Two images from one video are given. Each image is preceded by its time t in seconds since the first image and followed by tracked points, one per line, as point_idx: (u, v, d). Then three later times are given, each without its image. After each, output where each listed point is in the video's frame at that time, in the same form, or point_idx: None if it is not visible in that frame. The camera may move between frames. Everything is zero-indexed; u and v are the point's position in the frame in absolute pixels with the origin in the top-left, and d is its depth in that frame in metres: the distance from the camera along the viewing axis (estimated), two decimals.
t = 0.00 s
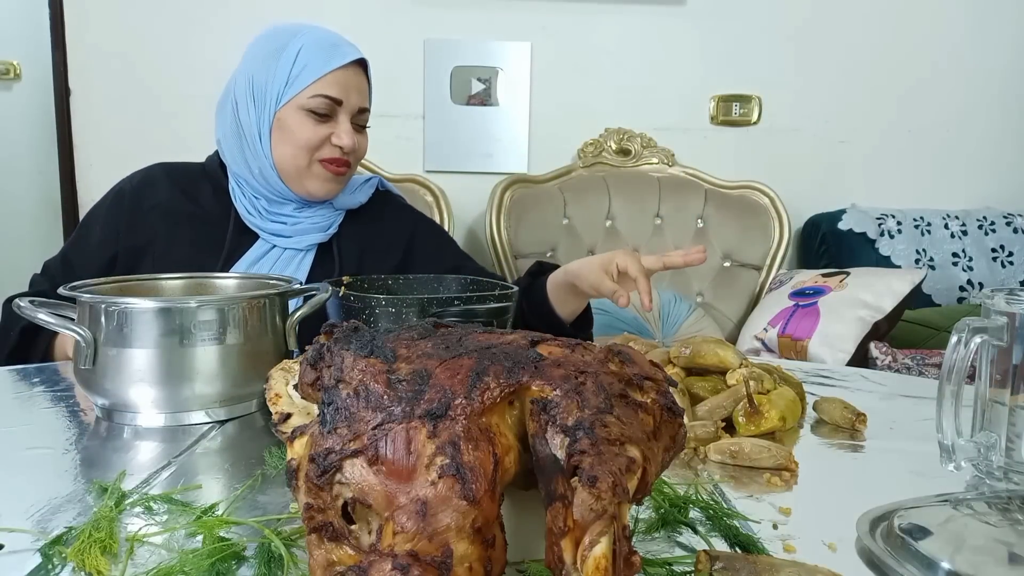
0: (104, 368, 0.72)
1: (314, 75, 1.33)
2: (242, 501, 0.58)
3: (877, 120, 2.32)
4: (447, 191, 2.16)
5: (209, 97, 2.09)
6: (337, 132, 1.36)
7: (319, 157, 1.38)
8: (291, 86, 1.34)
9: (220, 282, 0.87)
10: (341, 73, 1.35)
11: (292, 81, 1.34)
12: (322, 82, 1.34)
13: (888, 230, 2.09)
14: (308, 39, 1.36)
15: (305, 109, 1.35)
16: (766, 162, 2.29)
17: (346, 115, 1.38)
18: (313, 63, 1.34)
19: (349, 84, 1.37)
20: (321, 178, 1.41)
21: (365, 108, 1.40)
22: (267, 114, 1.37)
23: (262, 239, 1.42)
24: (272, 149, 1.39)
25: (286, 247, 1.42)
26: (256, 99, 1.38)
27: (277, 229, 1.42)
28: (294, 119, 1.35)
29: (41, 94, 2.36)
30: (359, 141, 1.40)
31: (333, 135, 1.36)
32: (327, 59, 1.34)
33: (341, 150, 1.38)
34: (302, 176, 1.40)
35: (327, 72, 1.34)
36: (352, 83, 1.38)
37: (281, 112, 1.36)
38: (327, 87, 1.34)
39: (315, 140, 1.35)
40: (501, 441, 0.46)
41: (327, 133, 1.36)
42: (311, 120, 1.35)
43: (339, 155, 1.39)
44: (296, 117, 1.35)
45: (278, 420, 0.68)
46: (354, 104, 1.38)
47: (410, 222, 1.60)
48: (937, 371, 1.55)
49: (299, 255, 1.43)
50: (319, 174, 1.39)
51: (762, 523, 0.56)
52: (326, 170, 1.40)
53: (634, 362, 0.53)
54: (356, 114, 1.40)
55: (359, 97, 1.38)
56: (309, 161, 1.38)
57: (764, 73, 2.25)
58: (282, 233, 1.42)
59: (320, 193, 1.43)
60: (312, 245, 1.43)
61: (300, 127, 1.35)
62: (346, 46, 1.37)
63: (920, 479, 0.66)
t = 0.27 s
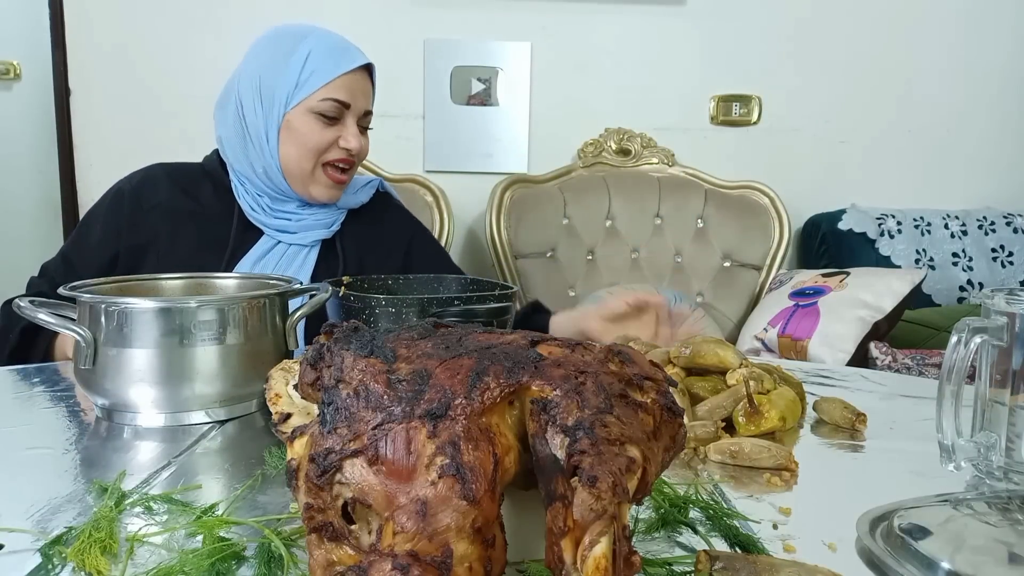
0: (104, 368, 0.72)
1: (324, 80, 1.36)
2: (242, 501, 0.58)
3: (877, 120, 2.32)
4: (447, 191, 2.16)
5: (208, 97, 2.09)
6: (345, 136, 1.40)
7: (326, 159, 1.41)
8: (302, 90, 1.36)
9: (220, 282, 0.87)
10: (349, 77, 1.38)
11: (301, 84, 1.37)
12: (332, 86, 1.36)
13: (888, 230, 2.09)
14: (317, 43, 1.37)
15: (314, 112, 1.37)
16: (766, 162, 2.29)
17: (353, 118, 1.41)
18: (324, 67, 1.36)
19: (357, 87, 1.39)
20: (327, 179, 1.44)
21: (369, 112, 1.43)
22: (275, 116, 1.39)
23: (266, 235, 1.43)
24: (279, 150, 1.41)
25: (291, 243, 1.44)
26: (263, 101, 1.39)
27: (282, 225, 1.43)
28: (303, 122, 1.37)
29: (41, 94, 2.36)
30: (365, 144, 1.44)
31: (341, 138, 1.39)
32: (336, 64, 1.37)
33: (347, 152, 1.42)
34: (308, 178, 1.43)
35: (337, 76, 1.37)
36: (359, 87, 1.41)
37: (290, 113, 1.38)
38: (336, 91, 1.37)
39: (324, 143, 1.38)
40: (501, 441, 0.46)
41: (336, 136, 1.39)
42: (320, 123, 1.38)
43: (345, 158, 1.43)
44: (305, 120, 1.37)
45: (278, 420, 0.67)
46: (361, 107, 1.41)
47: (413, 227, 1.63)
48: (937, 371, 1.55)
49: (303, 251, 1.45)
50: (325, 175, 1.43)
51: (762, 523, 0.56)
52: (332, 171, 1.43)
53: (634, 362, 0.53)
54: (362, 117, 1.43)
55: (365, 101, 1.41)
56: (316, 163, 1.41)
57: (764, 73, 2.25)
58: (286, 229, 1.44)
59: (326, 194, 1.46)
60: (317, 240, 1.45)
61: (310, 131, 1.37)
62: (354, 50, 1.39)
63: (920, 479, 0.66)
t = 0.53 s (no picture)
0: (104, 368, 0.72)
1: (350, 86, 1.49)
2: (242, 501, 0.58)
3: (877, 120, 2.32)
4: (447, 191, 2.16)
5: (208, 97, 2.09)
6: (369, 138, 1.54)
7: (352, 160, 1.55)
8: (330, 95, 1.49)
9: (220, 282, 0.87)
10: (371, 84, 1.53)
11: (329, 90, 1.49)
12: (358, 93, 1.50)
13: (888, 230, 2.09)
14: (340, 52, 1.50)
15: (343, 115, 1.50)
16: (766, 162, 2.29)
17: (373, 122, 1.56)
18: (350, 75, 1.50)
19: (377, 94, 1.54)
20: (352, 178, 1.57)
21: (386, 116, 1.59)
22: (302, 118, 1.50)
23: (281, 229, 1.52)
24: (306, 151, 1.52)
25: (305, 238, 1.53)
26: (289, 104, 1.49)
27: (297, 220, 1.52)
28: (332, 125, 1.50)
29: (41, 93, 2.36)
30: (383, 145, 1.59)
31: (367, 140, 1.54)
32: (361, 72, 1.51)
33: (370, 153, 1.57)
34: (336, 177, 1.55)
35: (361, 83, 1.51)
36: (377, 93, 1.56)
37: (320, 116, 1.50)
38: (361, 98, 1.51)
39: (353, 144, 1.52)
40: (501, 441, 0.46)
41: (362, 138, 1.53)
42: (347, 126, 1.51)
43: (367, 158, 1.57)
44: (334, 124, 1.50)
45: (278, 420, 0.67)
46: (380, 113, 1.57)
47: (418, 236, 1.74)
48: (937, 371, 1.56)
49: (313, 245, 1.54)
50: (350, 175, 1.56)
51: (762, 523, 0.56)
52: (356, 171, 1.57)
53: (634, 362, 0.53)
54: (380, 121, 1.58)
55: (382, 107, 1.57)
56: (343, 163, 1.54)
57: (764, 74, 2.25)
58: (300, 224, 1.53)
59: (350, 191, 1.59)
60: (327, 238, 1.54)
61: (339, 133, 1.51)
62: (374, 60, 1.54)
63: (920, 479, 0.66)
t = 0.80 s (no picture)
0: (104, 369, 0.72)
1: (361, 91, 1.50)
2: (242, 501, 0.58)
3: (877, 120, 2.32)
4: (447, 191, 2.16)
5: (208, 98, 2.09)
6: (377, 143, 1.56)
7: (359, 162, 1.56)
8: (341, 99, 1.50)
9: (220, 282, 0.87)
10: (381, 90, 1.54)
11: (340, 94, 1.50)
12: (368, 99, 1.51)
13: (888, 230, 2.09)
14: (351, 55, 1.51)
15: (353, 120, 1.51)
16: (766, 162, 2.29)
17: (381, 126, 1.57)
18: (361, 81, 1.51)
19: (385, 100, 1.56)
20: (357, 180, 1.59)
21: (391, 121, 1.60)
22: (311, 121, 1.50)
23: (288, 227, 1.53)
24: (314, 152, 1.53)
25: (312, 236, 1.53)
26: (298, 105, 1.49)
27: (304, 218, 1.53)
28: (343, 128, 1.51)
29: (41, 94, 2.36)
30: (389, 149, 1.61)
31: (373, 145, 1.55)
32: (372, 77, 1.52)
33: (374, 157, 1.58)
34: (341, 180, 1.56)
35: (372, 89, 1.52)
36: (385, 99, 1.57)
37: (329, 120, 1.50)
38: (372, 103, 1.52)
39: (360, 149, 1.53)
40: (501, 441, 0.46)
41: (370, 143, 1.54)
42: (357, 130, 1.52)
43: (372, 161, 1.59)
44: (344, 127, 1.51)
45: (278, 420, 0.67)
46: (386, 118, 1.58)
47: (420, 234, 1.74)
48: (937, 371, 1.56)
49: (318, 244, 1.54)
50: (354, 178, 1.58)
51: (762, 523, 0.56)
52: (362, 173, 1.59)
53: (634, 362, 0.53)
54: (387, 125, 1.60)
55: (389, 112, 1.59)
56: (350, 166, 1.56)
57: (764, 74, 2.25)
58: (307, 222, 1.53)
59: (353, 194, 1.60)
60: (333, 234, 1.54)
61: (348, 137, 1.52)
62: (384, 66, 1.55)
63: (920, 479, 0.66)
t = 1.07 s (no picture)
0: (104, 368, 0.72)
1: (368, 125, 1.48)
2: (242, 501, 0.58)
3: (877, 121, 2.32)
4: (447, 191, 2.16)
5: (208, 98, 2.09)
6: (376, 176, 1.55)
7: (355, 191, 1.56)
8: (345, 129, 1.49)
9: (220, 282, 0.87)
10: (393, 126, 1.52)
11: (345, 124, 1.49)
12: (375, 133, 1.50)
13: (888, 230, 2.09)
14: (367, 86, 1.49)
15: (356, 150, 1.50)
16: (766, 162, 2.29)
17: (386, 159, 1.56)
18: (373, 114, 1.49)
19: (396, 135, 1.54)
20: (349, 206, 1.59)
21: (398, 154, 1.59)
22: (316, 142, 1.50)
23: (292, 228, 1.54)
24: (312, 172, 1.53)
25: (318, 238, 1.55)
26: (308, 124, 1.49)
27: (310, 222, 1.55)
28: (342, 157, 1.50)
29: (41, 94, 2.36)
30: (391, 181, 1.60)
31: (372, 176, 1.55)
32: (384, 112, 1.50)
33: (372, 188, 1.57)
34: (335, 203, 1.57)
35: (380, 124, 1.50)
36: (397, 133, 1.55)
37: (332, 146, 1.50)
38: (379, 137, 1.50)
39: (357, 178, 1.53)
40: (501, 441, 0.46)
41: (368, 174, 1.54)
42: (357, 161, 1.51)
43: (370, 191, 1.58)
44: (344, 155, 1.50)
45: (278, 420, 0.67)
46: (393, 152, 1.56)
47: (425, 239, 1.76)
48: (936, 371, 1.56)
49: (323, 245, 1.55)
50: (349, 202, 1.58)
51: (762, 523, 0.56)
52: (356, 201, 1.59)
53: (635, 362, 0.53)
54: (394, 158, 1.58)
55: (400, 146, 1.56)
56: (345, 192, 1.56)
57: (764, 74, 2.25)
58: (312, 224, 1.55)
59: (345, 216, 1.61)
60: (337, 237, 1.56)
61: (347, 165, 1.51)
62: (401, 101, 1.52)
63: (920, 479, 0.66)
